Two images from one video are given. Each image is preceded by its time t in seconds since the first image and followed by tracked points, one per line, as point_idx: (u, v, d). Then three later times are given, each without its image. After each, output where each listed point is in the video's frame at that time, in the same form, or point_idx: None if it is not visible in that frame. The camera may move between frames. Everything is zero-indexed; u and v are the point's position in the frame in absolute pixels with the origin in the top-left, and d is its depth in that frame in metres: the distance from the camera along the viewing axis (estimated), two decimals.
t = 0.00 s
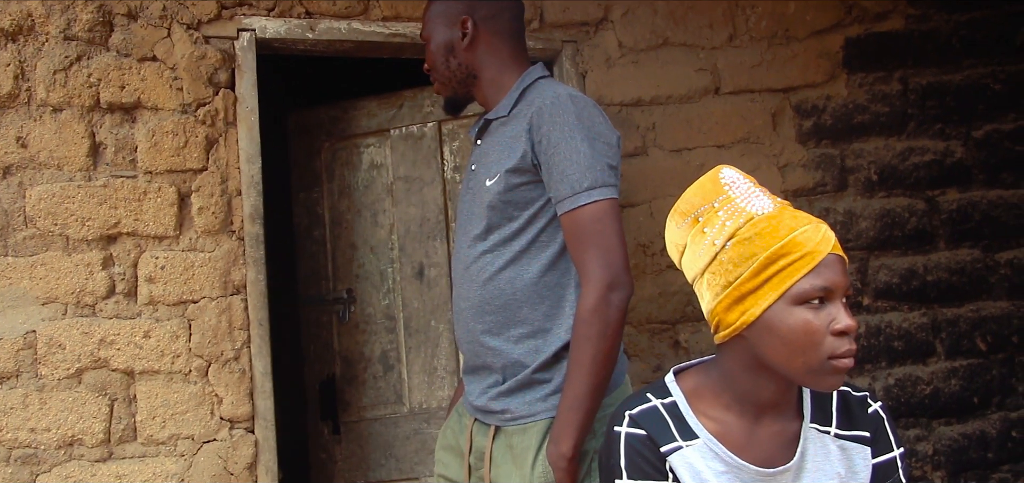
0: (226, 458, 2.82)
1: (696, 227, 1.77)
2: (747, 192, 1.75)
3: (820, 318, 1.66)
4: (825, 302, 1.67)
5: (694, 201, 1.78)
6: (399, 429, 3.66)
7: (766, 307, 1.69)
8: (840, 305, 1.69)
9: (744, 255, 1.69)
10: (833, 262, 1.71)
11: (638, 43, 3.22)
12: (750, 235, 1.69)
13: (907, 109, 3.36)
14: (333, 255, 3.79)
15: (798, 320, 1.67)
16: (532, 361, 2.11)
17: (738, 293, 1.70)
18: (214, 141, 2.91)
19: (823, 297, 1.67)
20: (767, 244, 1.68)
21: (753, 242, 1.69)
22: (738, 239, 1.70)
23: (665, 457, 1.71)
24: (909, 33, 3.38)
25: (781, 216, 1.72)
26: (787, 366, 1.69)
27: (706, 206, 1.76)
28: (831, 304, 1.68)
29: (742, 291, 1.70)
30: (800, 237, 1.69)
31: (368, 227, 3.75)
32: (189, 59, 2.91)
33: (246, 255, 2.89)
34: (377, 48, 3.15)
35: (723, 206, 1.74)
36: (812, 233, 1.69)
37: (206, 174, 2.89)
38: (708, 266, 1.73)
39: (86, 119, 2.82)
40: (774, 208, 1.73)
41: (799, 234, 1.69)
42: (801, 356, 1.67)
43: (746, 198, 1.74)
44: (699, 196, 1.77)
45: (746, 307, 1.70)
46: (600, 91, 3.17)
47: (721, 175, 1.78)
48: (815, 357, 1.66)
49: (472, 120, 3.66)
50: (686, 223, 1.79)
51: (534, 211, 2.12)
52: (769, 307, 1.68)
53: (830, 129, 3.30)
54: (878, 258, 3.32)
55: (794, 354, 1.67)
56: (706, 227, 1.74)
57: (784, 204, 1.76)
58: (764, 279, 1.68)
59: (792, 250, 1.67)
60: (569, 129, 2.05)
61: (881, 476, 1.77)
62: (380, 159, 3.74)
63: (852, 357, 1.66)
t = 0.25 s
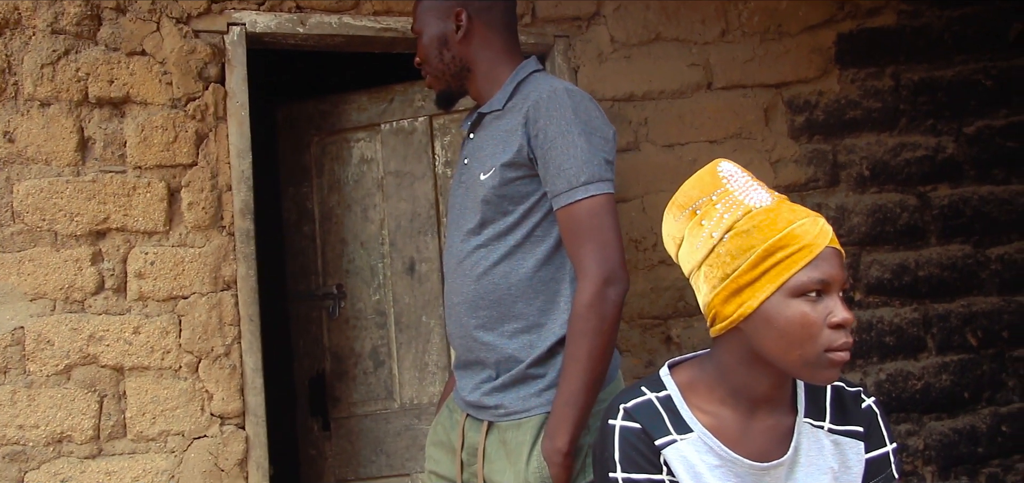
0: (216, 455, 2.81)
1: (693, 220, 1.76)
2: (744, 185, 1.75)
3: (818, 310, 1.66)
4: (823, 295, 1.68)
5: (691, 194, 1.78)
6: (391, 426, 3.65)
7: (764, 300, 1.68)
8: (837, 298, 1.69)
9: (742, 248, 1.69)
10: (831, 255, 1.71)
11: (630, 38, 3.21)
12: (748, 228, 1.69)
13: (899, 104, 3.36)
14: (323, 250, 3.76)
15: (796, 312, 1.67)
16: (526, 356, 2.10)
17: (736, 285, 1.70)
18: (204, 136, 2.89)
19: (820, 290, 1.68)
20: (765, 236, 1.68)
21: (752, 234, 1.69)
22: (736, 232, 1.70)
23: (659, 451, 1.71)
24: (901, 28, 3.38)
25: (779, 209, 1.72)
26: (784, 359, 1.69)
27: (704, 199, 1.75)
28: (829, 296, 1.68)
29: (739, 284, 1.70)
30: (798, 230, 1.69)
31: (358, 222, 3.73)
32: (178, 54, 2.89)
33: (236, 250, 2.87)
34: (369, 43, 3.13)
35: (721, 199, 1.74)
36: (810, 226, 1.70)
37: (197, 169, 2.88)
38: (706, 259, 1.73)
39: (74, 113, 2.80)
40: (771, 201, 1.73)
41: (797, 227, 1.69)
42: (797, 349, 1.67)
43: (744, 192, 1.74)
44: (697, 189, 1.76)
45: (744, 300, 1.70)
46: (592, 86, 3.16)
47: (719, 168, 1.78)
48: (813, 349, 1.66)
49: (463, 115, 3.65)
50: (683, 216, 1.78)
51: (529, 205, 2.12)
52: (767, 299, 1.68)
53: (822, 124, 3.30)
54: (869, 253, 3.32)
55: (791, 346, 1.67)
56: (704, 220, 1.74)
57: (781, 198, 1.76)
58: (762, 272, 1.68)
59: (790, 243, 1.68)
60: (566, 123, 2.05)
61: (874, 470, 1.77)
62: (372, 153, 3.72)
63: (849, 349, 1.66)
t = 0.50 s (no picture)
0: (195, 451, 2.79)
1: (677, 215, 1.76)
2: (728, 180, 1.74)
3: (801, 305, 1.67)
4: (806, 290, 1.68)
5: (675, 188, 1.77)
6: (373, 421, 3.63)
7: (748, 294, 1.68)
8: (819, 292, 1.69)
9: (726, 242, 1.68)
10: (814, 250, 1.71)
11: (612, 33, 3.20)
12: (732, 223, 1.69)
13: (880, 101, 3.37)
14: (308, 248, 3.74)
15: (779, 307, 1.67)
16: (514, 350, 2.09)
17: (719, 280, 1.69)
18: (184, 130, 2.87)
19: (804, 285, 1.68)
20: (749, 231, 1.68)
21: (736, 229, 1.69)
22: (720, 227, 1.70)
23: (641, 445, 1.71)
24: (882, 25, 3.39)
25: (763, 203, 1.71)
26: (767, 354, 1.69)
27: (689, 194, 1.75)
28: (811, 290, 1.68)
29: (723, 278, 1.69)
30: (783, 224, 1.69)
31: (341, 218, 3.71)
32: (157, 46, 2.86)
33: (216, 244, 2.85)
34: (351, 37, 3.11)
35: (705, 193, 1.73)
36: (794, 220, 1.70)
37: (176, 162, 2.85)
38: (690, 254, 1.72)
39: (51, 106, 2.76)
40: (755, 196, 1.73)
41: (781, 222, 1.69)
42: (779, 343, 1.67)
43: (728, 186, 1.73)
44: (681, 184, 1.76)
45: (727, 294, 1.70)
46: (574, 81, 3.15)
47: (703, 162, 1.77)
48: (796, 344, 1.66)
49: (444, 110, 3.64)
50: (667, 210, 1.78)
51: (518, 199, 2.11)
52: (751, 294, 1.68)
53: (803, 121, 3.30)
54: (850, 250, 3.33)
55: (774, 341, 1.67)
56: (688, 214, 1.73)
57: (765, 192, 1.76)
58: (746, 266, 1.67)
59: (774, 238, 1.67)
60: (557, 117, 2.06)
61: (854, 466, 1.78)
62: (355, 149, 3.70)
63: (831, 344, 1.66)
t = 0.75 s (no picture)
0: (181, 448, 2.78)
1: (663, 211, 1.75)
2: (714, 176, 1.74)
3: (788, 301, 1.67)
4: (793, 286, 1.68)
5: (661, 185, 1.77)
6: (362, 418, 3.63)
7: (735, 290, 1.68)
8: (806, 288, 1.69)
9: (712, 238, 1.68)
10: (800, 246, 1.70)
11: (599, 29, 3.20)
12: (718, 219, 1.69)
13: (866, 97, 3.38)
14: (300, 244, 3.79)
15: (766, 303, 1.67)
16: (529, 341, 2.22)
17: (706, 276, 1.69)
18: (169, 125, 2.85)
19: (790, 281, 1.68)
20: (735, 227, 1.67)
21: (722, 225, 1.68)
22: (707, 223, 1.69)
23: (628, 442, 1.71)
24: (868, 22, 3.39)
25: (748, 199, 1.71)
26: (754, 350, 1.69)
27: (675, 190, 1.74)
28: (797, 286, 1.68)
29: (710, 274, 1.69)
30: (769, 220, 1.69)
31: (334, 217, 3.71)
32: (141, 42, 2.84)
33: (201, 241, 2.84)
34: (337, 32, 3.10)
35: (691, 190, 1.73)
36: (779, 216, 1.69)
37: (161, 158, 2.83)
38: (677, 250, 1.72)
39: (34, 101, 2.74)
40: (741, 192, 1.73)
41: (767, 218, 1.68)
42: (766, 339, 1.67)
43: (714, 182, 1.73)
44: (667, 180, 1.75)
45: (714, 290, 1.70)
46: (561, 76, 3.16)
47: (689, 158, 1.77)
48: (783, 340, 1.66)
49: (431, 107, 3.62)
50: (653, 206, 1.77)
51: (533, 194, 2.26)
52: (737, 290, 1.68)
53: (790, 117, 3.31)
54: (837, 246, 3.33)
55: (760, 337, 1.67)
56: (675, 211, 1.73)
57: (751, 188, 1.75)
58: (732, 262, 1.67)
59: (760, 235, 1.67)
60: (580, 118, 2.25)
61: (841, 462, 1.77)
62: (346, 147, 3.68)
63: (817, 340, 1.67)
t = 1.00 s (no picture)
0: (169, 446, 2.77)
1: (652, 211, 1.75)
2: (703, 176, 1.74)
3: (777, 301, 1.67)
4: (782, 286, 1.68)
5: (651, 185, 1.76)
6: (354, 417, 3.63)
7: (723, 291, 1.68)
8: (794, 288, 1.69)
9: (701, 239, 1.68)
10: (789, 246, 1.70)
11: (591, 28, 3.19)
12: (707, 219, 1.69)
13: (857, 98, 3.38)
14: (299, 243, 3.78)
15: (754, 303, 1.67)
16: (536, 337, 2.32)
17: (695, 276, 1.69)
18: (159, 123, 2.84)
19: (779, 281, 1.67)
20: (724, 227, 1.67)
21: (711, 225, 1.68)
22: (695, 223, 1.69)
23: (616, 442, 1.71)
24: (860, 22, 3.39)
25: (737, 200, 1.71)
26: (742, 351, 1.69)
27: (664, 190, 1.74)
28: (786, 286, 1.68)
29: (698, 275, 1.69)
30: (758, 220, 1.68)
31: (330, 217, 3.69)
32: (131, 38, 2.83)
33: (191, 239, 2.83)
34: (328, 29, 3.09)
35: (680, 190, 1.73)
36: (768, 217, 1.69)
37: (151, 155, 2.82)
38: (665, 250, 1.72)
39: (23, 97, 2.73)
40: (731, 192, 1.72)
41: (755, 219, 1.68)
42: (755, 340, 1.67)
43: (703, 182, 1.73)
44: (656, 180, 1.75)
45: (702, 290, 1.70)
46: (553, 75, 3.16)
47: (678, 158, 1.76)
48: (772, 340, 1.66)
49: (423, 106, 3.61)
50: (642, 206, 1.77)
51: (544, 198, 2.38)
52: (726, 290, 1.68)
53: (781, 117, 3.31)
54: (827, 247, 3.33)
55: (749, 337, 1.67)
56: (664, 211, 1.73)
57: (740, 188, 1.75)
58: (721, 263, 1.67)
59: (748, 235, 1.67)
60: (595, 137, 2.45)
61: (830, 463, 1.77)
62: (343, 149, 3.66)
63: (806, 340, 1.67)
